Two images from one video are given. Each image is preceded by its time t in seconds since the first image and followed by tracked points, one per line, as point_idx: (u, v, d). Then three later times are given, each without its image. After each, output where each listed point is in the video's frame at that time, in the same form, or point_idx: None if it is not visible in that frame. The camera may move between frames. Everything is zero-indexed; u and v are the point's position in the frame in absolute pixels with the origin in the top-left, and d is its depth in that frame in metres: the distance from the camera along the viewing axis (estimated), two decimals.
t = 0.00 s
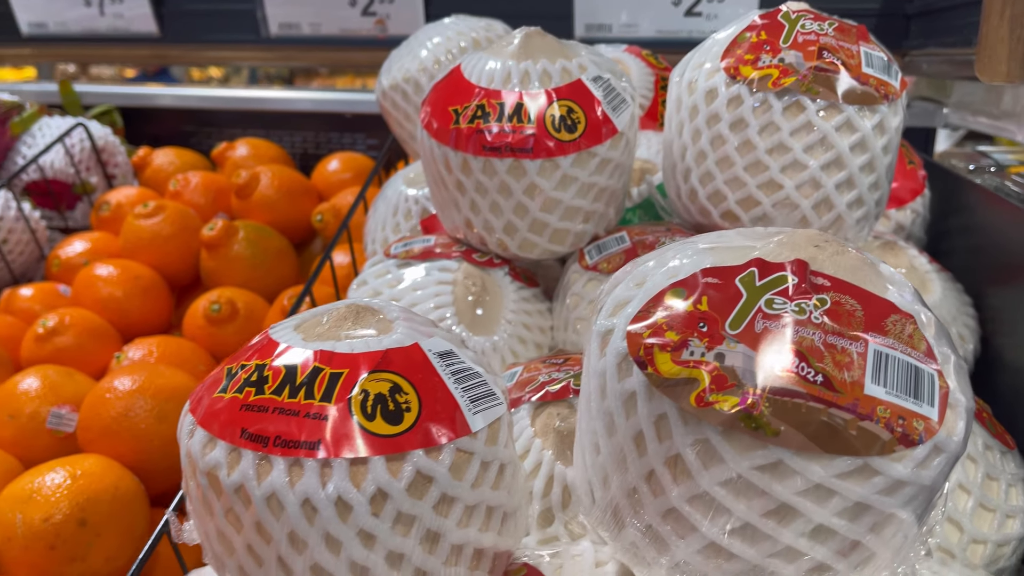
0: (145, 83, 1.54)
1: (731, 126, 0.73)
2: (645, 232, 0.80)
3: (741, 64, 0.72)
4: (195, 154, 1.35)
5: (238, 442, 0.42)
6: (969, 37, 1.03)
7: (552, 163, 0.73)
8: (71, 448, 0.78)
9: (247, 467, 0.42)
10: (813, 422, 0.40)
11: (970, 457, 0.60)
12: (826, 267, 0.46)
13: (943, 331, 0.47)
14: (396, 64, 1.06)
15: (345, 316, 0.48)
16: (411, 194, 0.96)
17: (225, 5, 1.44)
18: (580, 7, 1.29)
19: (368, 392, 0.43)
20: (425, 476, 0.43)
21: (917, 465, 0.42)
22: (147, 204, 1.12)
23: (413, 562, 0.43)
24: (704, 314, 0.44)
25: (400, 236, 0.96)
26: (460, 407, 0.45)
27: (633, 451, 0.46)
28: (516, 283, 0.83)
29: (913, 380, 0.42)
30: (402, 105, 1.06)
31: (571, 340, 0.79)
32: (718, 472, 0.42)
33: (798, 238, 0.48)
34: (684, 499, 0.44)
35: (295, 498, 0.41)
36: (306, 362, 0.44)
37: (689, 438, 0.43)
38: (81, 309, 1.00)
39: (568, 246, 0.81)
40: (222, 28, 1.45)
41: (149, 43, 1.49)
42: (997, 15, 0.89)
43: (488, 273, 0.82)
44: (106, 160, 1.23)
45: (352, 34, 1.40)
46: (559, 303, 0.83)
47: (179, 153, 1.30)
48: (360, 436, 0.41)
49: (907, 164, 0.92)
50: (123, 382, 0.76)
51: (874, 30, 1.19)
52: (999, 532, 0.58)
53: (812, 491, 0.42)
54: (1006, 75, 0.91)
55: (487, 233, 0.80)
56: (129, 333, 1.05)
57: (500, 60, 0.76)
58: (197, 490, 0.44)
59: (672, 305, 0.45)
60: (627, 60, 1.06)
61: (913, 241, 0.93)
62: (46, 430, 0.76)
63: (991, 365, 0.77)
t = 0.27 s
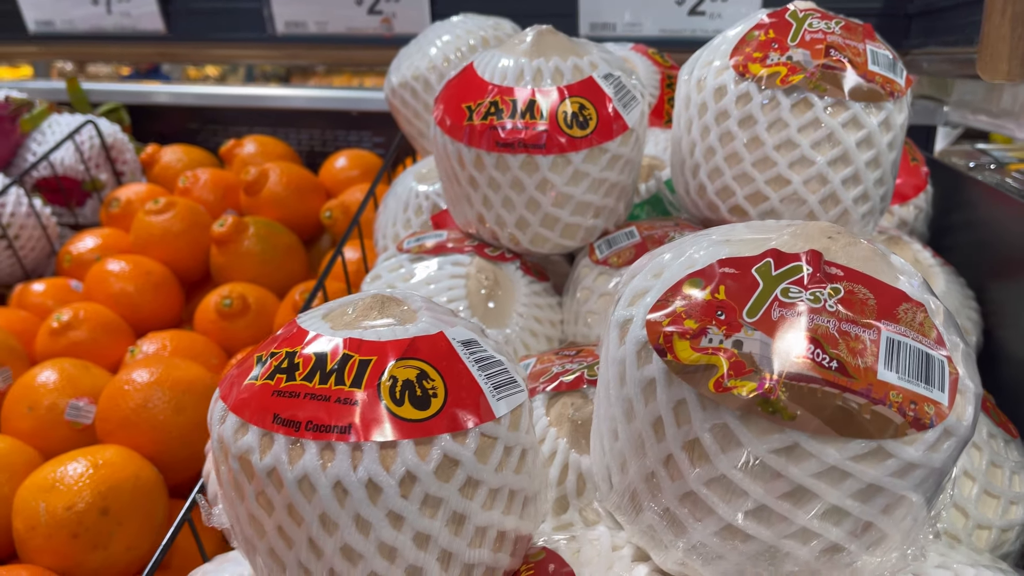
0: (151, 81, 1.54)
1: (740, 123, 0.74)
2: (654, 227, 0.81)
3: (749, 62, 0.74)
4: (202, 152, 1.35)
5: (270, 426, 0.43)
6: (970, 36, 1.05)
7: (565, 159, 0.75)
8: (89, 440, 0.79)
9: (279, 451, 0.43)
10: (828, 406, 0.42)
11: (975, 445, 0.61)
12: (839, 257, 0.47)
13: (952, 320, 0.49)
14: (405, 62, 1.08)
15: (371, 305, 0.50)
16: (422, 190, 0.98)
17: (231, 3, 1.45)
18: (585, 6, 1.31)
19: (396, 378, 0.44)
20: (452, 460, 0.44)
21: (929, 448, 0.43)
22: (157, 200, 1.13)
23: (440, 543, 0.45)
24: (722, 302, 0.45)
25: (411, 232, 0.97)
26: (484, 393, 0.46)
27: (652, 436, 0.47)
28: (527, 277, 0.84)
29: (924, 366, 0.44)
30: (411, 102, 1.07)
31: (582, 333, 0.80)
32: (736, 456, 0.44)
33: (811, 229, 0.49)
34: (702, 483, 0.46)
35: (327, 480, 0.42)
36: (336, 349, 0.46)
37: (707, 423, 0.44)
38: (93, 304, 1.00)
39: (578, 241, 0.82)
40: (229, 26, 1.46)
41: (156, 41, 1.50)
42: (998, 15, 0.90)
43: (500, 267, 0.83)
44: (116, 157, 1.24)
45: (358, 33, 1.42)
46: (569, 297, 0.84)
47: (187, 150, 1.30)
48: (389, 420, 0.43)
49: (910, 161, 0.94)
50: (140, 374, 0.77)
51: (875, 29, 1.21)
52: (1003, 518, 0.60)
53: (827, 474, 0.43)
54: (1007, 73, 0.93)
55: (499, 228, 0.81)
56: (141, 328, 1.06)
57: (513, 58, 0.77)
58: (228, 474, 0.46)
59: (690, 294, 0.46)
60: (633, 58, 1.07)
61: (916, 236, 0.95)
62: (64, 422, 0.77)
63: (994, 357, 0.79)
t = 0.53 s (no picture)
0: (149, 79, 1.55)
1: (738, 120, 0.76)
2: (654, 222, 0.83)
3: (748, 59, 0.75)
4: (202, 149, 1.35)
5: (287, 413, 0.44)
6: (963, 34, 1.07)
7: (567, 155, 0.76)
8: (96, 434, 0.80)
9: (296, 437, 0.44)
10: (829, 391, 0.43)
11: (969, 434, 0.63)
12: (839, 249, 0.48)
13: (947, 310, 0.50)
14: (406, 60, 1.08)
15: (382, 296, 0.51)
16: (424, 186, 0.98)
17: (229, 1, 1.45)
18: (582, 4, 1.32)
19: (409, 366, 0.46)
20: (464, 446, 0.45)
21: (925, 432, 0.45)
22: (159, 196, 1.14)
23: (452, 527, 0.46)
24: (725, 292, 0.47)
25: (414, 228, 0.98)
26: (495, 381, 0.48)
27: (657, 423, 0.49)
28: (529, 272, 0.85)
29: (921, 353, 0.45)
30: (411, 99, 1.08)
31: (584, 327, 0.82)
32: (739, 440, 0.45)
33: (811, 222, 0.51)
34: (706, 467, 0.47)
35: (343, 465, 0.43)
36: (350, 339, 0.47)
37: (712, 409, 0.45)
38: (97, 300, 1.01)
39: (580, 236, 0.83)
40: (227, 24, 1.47)
41: (154, 39, 1.50)
42: (989, 14, 0.92)
43: (503, 262, 0.84)
44: (116, 154, 1.24)
45: (356, 31, 1.42)
46: (570, 291, 0.86)
47: (187, 148, 1.31)
48: (404, 407, 0.44)
49: (904, 157, 0.95)
50: (147, 369, 0.78)
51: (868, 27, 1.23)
52: (996, 504, 0.62)
53: (827, 458, 0.44)
54: (998, 71, 0.95)
55: (501, 223, 0.82)
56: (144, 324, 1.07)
57: (515, 56, 0.79)
58: (245, 460, 0.47)
59: (695, 285, 0.48)
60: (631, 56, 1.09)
61: (910, 231, 0.97)
62: (72, 416, 0.78)
63: (986, 349, 0.81)
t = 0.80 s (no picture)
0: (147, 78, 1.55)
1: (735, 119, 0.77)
2: (653, 220, 0.84)
3: (745, 60, 0.77)
4: (201, 149, 1.36)
5: (306, 405, 0.46)
6: (953, 36, 1.09)
7: (568, 154, 0.77)
8: (104, 430, 0.81)
9: (315, 428, 0.45)
10: (829, 381, 0.45)
11: (961, 424, 0.65)
12: (838, 244, 0.50)
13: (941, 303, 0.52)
14: (406, 60, 1.09)
15: (395, 292, 0.52)
16: (426, 184, 0.99)
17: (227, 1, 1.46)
18: (579, 5, 1.33)
19: (424, 359, 0.47)
20: (477, 436, 0.47)
21: (921, 420, 0.46)
22: (161, 196, 1.14)
23: (466, 514, 0.47)
24: (729, 286, 0.48)
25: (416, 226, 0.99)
26: (506, 373, 0.49)
27: (663, 413, 0.50)
28: (530, 269, 0.87)
29: (917, 344, 0.47)
30: (411, 99, 1.09)
31: (585, 322, 0.83)
32: (743, 429, 0.47)
33: (810, 219, 0.52)
34: (711, 456, 0.49)
35: (361, 455, 0.45)
36: (367, 333, 0.48)
37: (716, 398, 0.47)
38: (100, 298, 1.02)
39: (581, 233, 0.85)
40: (225, 24, 1.47)
41: (153, 39, 1.50)
42: (979, 15, 0.94)
43: (505, 259, 0.86)
44: (116, 154, 1.25)
45: (354, 31, 1.43)
46: (571, 288, 0.87)
47: (186, 147, 1.31)
48: (419, 398, 0.45)
49: (896, 156, 0.97)
50: (155, 365, 0.79)
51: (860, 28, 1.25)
52: (988, 492, 0.64)
53: (828, 445, 0.46)
54: (988, 71, 0.97)
55: (504, 221, 0.84)
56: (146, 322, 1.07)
57: (518, 57, 0.80)
58: (263, 451, 0.48)
59: (699, 279, 0.49)
60: (628, 57, 1.10)
61: (901, 228, 0.99)
62: (81, 412, 0.79)
63: (976, 343, 0.83)
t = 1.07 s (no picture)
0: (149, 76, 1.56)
1: (733, 114, 0.80)
2: (655, 211, 0.87)
3: (743, 57, 0.80)
4: (205, 145, 1.37)
5: (338, 382, 0.49)
6: (940, 34, 1.13)
7: (573, 147, 0.80)
8: (122, 418, 0.83)
9: (347, 404, 0.48)
10: (830, 357, 0.48)
11: (951, 402, 0.68)
12: (836, 230, 0.53)
13: (933, 285, 0.55)
14: (410, 57, 1.12)
15: (417, 277, 0.55)
16: (432, 178, 1.01)
17: None
18: (576, 4, 1.36)
19: (449, 338, 0.50)
20: (499, 410, 0.49)
21: (915, 393, 0.50)
22: (168, 191, 1.16)
23: (488, 485, 0.50)
24: (735, 270, 0.51)
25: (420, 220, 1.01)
26: (525, 353, 0.52)
27: (673, 389, 0.53)
28: (536, 260, 0.89)
29: (911, 322, 0.50)
30: (415, 96, 1.12)
31: (589, 310, 0.86)
32: (749, 402, 0.50)
33: (810, 206, 0.56)
34: (719, 429, 0.52)
35: (391, 429, 0.47)
36: (394, 314, 0.51)
37: (724, 374, 0.50)
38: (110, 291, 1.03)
39: (584, 224, 0.87)
40: (226, 22, 1.49)
41: (154, 37, 1.52)
42: (965, 13, 0.99)
43: (511, 250, 0.88)
44: (121, 150, 1.26)
45: (354, 30, 1.45)
46: (575, 278, 0.90)
47: (190, 144, 1.33)
48: (445, 374, 0.48)
49: (885, 150, 1.01)
50: (172, 354, 0.81)
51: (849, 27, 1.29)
52: (976, 467, 0.67)
53: (829, 417, 0.49)
54: (975, 68, 1.01)
55: (510, 213, 0.86)
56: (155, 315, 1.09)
57: (524, 55, 0.83)
58: (296, 427, 0.51)
59: (706, 263, 0.52)
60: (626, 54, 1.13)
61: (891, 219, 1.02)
62: (99, 400, 0.81)
63: (964, 328, 0.86)
